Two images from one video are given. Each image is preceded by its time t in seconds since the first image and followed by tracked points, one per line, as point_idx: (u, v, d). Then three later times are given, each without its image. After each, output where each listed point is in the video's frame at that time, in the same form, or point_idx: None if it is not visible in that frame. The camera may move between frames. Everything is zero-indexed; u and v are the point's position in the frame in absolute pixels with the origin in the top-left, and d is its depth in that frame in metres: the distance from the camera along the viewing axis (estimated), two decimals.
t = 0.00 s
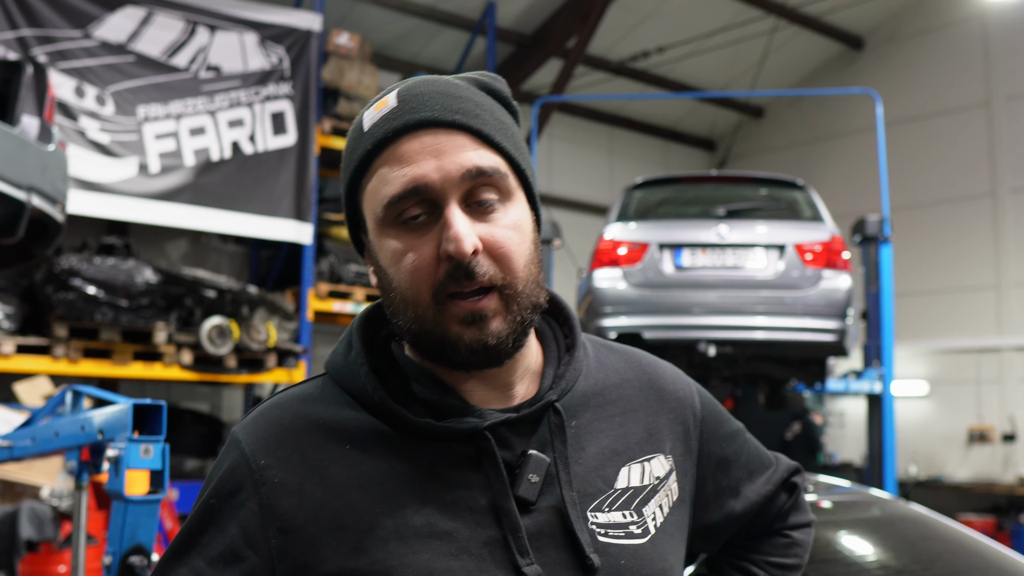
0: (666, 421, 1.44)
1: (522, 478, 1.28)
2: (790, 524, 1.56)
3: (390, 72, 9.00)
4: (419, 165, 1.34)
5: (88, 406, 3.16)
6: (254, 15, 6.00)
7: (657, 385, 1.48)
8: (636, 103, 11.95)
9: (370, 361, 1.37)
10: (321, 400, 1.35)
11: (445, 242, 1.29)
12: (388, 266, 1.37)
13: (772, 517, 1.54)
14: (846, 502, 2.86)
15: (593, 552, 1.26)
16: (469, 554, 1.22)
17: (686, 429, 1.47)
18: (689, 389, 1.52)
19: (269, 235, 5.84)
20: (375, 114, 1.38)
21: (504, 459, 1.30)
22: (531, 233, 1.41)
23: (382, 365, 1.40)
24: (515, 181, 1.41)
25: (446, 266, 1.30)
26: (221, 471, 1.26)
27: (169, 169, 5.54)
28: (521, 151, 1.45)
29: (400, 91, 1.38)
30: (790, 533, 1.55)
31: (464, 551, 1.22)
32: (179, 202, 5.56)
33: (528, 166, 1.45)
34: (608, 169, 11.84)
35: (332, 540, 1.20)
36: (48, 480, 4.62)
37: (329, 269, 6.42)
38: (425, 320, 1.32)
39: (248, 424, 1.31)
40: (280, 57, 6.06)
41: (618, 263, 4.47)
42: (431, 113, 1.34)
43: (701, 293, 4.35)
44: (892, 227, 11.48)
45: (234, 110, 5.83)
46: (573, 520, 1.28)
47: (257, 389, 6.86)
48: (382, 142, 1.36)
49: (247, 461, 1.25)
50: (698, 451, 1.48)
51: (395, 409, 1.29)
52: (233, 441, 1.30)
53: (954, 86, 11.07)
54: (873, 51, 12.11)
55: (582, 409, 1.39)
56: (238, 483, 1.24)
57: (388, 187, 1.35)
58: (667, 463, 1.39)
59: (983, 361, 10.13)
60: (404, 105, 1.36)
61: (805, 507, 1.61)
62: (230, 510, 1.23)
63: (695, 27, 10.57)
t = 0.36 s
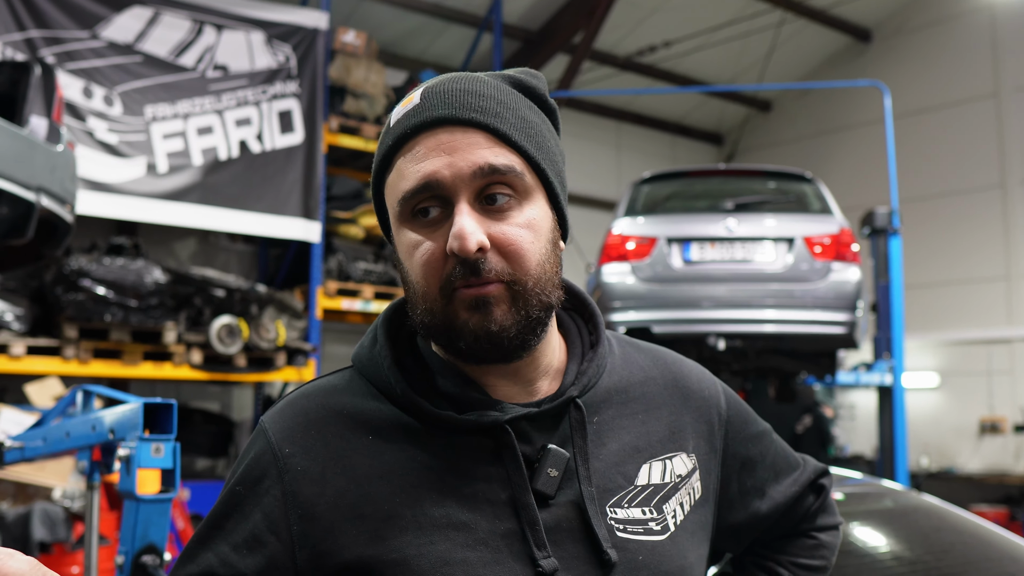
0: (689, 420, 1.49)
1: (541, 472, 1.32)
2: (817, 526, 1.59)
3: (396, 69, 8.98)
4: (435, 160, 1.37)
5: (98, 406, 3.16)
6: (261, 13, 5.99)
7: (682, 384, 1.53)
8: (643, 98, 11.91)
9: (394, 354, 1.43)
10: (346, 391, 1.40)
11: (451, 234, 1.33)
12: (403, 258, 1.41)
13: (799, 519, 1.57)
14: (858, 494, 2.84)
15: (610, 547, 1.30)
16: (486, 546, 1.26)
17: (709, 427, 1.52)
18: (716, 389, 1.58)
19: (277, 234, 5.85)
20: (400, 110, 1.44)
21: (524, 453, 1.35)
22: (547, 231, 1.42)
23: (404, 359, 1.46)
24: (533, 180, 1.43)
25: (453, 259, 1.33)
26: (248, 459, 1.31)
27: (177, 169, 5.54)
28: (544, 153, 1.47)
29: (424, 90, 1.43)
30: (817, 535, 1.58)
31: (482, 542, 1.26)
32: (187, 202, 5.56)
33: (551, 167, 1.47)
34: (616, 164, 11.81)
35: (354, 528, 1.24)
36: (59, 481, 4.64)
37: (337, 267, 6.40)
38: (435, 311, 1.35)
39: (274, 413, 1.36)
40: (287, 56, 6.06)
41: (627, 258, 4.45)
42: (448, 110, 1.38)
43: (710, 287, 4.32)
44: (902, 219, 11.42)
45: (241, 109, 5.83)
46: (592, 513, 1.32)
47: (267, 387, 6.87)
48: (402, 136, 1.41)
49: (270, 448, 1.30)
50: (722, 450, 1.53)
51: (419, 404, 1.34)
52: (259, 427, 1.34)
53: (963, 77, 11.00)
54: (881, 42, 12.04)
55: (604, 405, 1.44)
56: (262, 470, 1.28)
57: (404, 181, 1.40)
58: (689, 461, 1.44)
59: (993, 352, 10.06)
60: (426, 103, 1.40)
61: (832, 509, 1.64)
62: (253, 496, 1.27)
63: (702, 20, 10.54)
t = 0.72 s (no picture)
0: (706, 420, 1.50)
1: (549, 471, 1.34)
2: (845, 527, 1.59)
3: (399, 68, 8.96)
4: (443, 166, 1.38)
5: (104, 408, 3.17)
6: (263, 14, 5.99)
7: (700, 382, 1.54)
8: (646, 94, 11.89)
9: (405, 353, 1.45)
10: (360, 391, 1.43)
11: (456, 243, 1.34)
12: (415, 261, 1.43)
13: (825, 520, 1.57)
14: (865, 489, 2.83)
15: (618, 546, 1.32)
16: (492, 542, 1.30)
17: (728, 428, 1.52)
18: (736, 387, 1.57)
19: (281, 234, 5.85)
20: (411, 112, 1.44)
21: (532, 452, 1.37)
22: (556, 235, 1.43)
23: (416, 361, 1.49)
24: (541, 185, 1.42)
25: (460, 264, 1.35)
26: (265, 455, 1.35)
27: (181, 170, 5.55)
28: (554, 155, 1.46)
29: (434, 93, 1.43)
30: (845, 536, 1.59)
31: (488, 538, 1.30)
32: (191, 203, 5.57)
33: (562, 170, 1.47)
34: (619, 161, 11.79)
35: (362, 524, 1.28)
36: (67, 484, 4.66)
37: (341, 267, 6.41)
38: (444, 315, 1.37)
39: (292, 410, 1.40)
40: (290, 56, 6.06)
41: (631, 256, 4.43)
42: (456, 115, 1.38)
43: (714, 284, 4.32)
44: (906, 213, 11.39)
45: (244, 110, 5.84)
46: (601, 512, 1.34)
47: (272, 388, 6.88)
48: (412, 141, 1.42)
49: (287, 446, 1.34)
50: (742, 450, 1.53)
51: (431, 406, 1.36)
52: (277, 425, 1.38)
53: (966, 71, 10.97)
54: (885, 36, 12.00)
55: (618, 404, 1.45)
56: (275, 465, 1.32)
57: (413, 185, 1.41)
58: (706, 462, 1.46)
59: (999, 346, 10.02)
60: (434, 107, 1.40)
61: (860, 509, 1.63)
62: (269, 492, 1.31)
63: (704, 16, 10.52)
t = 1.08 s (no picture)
0: (717, 420, 1.50)
1: (556, 470, 1.35)
2: (863, 528, 1.58)
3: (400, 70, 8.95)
4: (450, 168, 1.38)
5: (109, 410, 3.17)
6: (263, 15, 5.99)
7: (711, 381, 1.54)
8: (646, 95, 11.89)
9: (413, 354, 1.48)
10: (371, 392, 1.46)
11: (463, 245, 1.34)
12: (422, 263, 1.43)
13: (843, 521, 1.56)
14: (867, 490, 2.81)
15: (625, 547, 1.32)
16: (499, 541, 1.31)
17: (740, 428, 1.52)
18: (750, 386, 1.57)
19: (282, 236, 5.85)
20: (420, 114, 1.45)
21: (538, 451, 1.38)
22: (562, 236, 1.43)
23: (426, 363, 1.51)
24: (548, 186, 1.42)
25: (466, 266, 1.35)
26: (279, 456, 1.40)
27: (181, 172, 5.55)
28: (560, 156, 1.46)
29: (442, 95, 1.43)
30: (864, 536, 1.57)
31: (495, 537, 1.31)
32: (192, 205, 5.57)
33: (570, 172, 1.47)
34: (620, 162, 11.79)
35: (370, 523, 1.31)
36: (69, 485, 4.67)
37: (342, 269, 6.41)
38: (450, 316, 1.38)
39: (305, 412, 1.44)
40: (290, 57, 6.06)
41: (631, 257, 4.43)
42: (463, 117, 1.38)
43: (715, 285, 4.32)
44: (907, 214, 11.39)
45: (245, 112, 5.84)
46: (607, 512, 1.35)
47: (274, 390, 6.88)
48: (420, 143, 1.42)
49: (299, 448, 1.38)
50: (755, 450, 1.53)
51: (438, 407, 1.39)
52: (292, 427, 1.43)
53: (966, 71, 10.97)
54: (885, 37, 12.01)
55: (628, 405, 1.46)
56: (287, 465, 1.37)
57: (420, 187, 1.41)
58: (717, 461, 1.46)
59: (1000, 345, 10.01)
60: (442, 109, 1.40)
61: (880, 509, 1.61)
62: (282, 491, 1.36)
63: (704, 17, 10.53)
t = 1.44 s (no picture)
0: (741, 418, 1.53)
1: (570, 465, 1.40)
2: (895, 531, 1.59)
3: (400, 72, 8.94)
4: (451, 166, 1.44)
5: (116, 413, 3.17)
6: (264, 19, 6.00)
7: (736, 378, 1.56)
8: (646, 95, 11.88)
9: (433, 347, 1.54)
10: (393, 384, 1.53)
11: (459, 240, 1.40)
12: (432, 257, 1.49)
13: (875, 523, 1.57)
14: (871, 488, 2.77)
15: (636, 543, 1.36)
16: (511, 536, 1.36)
17: (765, 426, 1.54)
18: (777, 383, 1.59)
19: (286, 239, 5.85)
20: (431, 112, 1.51)
21: (553, 445, 1.43)
22: (564, 230, 1.46)
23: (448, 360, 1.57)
24: (550, 181, 1.45)
25: (467, 261, 1.41)
26: (303, 446, 1.49)
27: (184, 176, 5.55)
28: (565, 151, 1.48)
29: (448, 93, 1.49)
30: (895, 539, 1.58)
31: (506, 531, 1.37)
32: (195, 209, 5.58)
33: (577, 167, 1.49)
34: (621, 162, 11.77)
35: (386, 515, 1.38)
36: (74, 489, 4.68)
37: (346, 271, 6.38)
38: (454, 310, 1.44)
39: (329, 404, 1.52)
40: (292, 61, 6.07)
41: (635, 256, 4.43)
42: (463, 116, 1.43)
43: (719, 283, 4.31)
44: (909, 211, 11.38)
45: (247, 116, 5.84)
46: (620, 508, 1.39)
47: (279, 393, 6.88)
48: (428, 141, 1.49)
49: (322, 441, 1.46)
50: (780, 447, 1.55)
51: (454, 404, 1.45)
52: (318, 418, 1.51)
53: (967, 67, 10.96)
54: (885, 34, 12.00)
55: (649, 400, 1.50)
56: (310, 454, 1.46)
57: (427, 183, 1.48)
58: (739, 460, 1.49)
59: (1003, 342, 9.99)
60: (445, 108, 1.46)
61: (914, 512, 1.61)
62: (304, 479, 1.45)
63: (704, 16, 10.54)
